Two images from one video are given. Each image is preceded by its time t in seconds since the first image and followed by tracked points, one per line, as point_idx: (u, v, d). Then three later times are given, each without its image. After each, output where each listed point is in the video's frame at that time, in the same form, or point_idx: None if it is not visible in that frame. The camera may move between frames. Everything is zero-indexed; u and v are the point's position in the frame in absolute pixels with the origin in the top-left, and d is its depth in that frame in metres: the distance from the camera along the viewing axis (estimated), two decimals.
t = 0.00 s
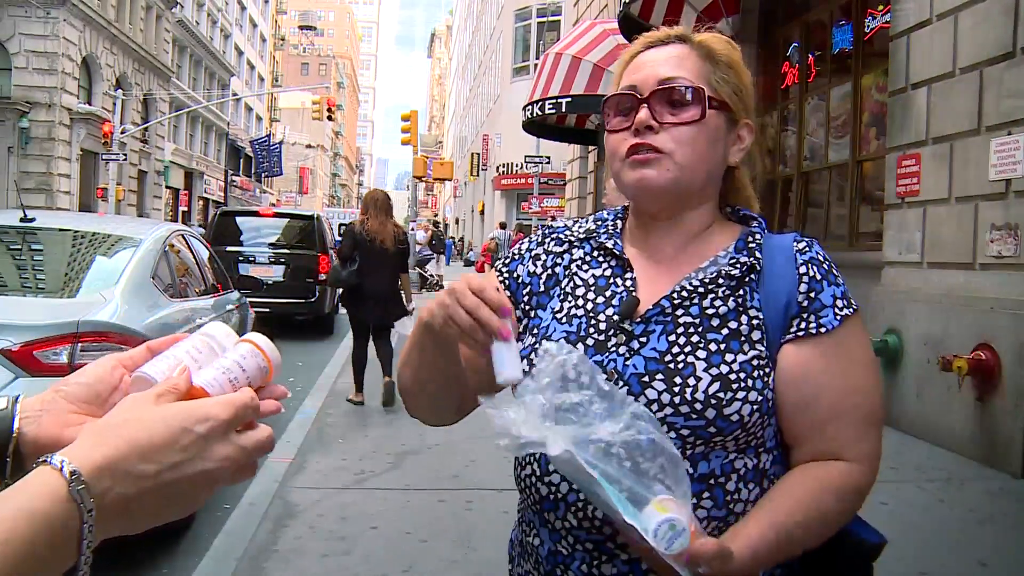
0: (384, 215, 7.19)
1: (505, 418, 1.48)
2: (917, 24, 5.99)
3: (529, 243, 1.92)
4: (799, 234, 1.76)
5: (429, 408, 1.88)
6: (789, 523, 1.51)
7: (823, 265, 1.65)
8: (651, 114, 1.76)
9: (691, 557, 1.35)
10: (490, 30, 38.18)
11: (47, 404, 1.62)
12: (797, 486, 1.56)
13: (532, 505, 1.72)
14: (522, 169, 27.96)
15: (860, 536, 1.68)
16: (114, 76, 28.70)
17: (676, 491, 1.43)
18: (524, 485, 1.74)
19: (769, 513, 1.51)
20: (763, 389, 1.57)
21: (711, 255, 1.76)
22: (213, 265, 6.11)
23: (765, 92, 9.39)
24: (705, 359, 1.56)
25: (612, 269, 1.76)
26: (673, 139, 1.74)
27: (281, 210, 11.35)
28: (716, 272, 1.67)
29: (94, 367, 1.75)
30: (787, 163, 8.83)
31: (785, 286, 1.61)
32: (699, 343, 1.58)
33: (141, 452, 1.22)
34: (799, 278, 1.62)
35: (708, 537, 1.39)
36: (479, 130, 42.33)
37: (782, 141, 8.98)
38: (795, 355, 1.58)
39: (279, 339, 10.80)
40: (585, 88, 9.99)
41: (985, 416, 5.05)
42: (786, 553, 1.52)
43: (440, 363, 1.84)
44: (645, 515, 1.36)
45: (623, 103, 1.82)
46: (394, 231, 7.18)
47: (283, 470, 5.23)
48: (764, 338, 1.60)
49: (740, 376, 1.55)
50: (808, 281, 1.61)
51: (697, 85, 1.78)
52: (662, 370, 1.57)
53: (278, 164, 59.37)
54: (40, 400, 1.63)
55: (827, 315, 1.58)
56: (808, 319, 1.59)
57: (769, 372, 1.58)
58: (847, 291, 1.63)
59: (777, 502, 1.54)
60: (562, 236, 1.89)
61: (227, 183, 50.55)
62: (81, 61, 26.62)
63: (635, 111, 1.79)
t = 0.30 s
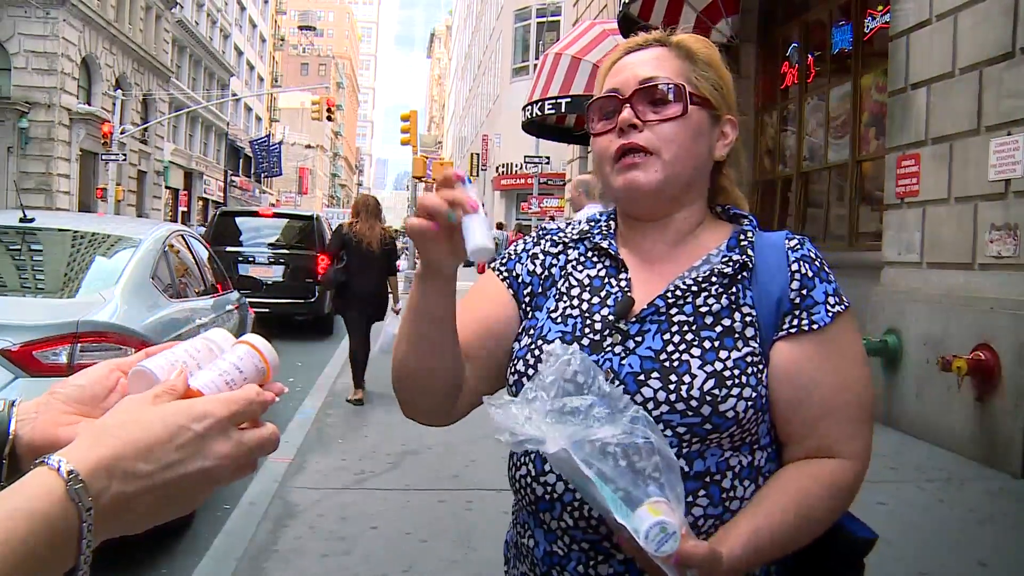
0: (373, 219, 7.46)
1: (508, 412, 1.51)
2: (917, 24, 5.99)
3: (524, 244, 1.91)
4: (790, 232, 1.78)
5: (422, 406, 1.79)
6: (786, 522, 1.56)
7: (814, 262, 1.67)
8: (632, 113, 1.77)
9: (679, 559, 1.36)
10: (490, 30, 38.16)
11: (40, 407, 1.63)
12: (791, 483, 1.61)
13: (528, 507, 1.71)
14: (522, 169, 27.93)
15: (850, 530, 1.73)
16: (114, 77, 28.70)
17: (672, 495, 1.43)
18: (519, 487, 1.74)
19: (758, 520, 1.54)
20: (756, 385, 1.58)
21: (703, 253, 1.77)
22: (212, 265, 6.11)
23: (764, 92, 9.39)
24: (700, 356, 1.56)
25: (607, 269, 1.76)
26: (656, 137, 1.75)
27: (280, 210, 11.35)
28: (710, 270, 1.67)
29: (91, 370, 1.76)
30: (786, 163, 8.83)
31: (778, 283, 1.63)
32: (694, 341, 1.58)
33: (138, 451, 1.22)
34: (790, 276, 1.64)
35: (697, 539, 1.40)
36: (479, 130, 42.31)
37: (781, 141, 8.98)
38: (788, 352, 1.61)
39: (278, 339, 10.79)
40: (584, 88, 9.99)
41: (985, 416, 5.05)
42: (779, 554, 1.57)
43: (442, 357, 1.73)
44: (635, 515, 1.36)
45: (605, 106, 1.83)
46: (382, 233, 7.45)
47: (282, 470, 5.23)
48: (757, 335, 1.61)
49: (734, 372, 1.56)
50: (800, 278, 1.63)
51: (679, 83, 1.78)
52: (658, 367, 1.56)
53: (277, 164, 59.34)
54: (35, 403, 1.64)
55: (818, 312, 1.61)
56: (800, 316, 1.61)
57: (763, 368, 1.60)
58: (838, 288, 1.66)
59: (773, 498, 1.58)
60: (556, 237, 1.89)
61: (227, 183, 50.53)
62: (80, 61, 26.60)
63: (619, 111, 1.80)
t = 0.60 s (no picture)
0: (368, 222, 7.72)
1: (527, 425, 1.49)
2: (917, 27, 5.99)
3: (521, 244, 1.91)
4: (787, 233, 1.78)
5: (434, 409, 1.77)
6: (787, 527, 1.57)
7: (812, 264, 1.68)
8: (631, 116, 1.77)
9: None
10: (490, 33, 38.18)
11: (46, 409, 1.63)
12: (791, 486, 1.62)
13: (528, 513, 1.70)
14: (522, 171, 27.95)
15: (849, 531, 1.74)
16: (114, 79, 28.73)
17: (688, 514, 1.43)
18: (519, 494, 1.73)
19: (767, 522, 1.55)
20: (758, 386, 1.58)
21: (703, 256, 1.77)
22: (212, 267, 6.11)
23: (764, 94, 9.39)
24: (703, 357, 1.57)
25: (607, 271, 1.76)
26: (655, 140, 1.76)
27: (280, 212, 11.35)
28: (709, 272, 1.67)
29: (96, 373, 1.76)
30: (786, 165, 8.83)
31: (777, 284, 1.64)
32: (696, 342, 1.58)
33: (144, 456, 1.21)
34: (789, 277, 1.65)
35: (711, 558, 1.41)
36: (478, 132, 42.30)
37: (780, 143, 8.98)
38: (787, 352, 1.61)
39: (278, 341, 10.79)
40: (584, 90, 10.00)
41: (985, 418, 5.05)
42: (783, 559, 1.57)
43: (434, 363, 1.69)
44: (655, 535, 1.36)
45: (603, 109, 1.83)
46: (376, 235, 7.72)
47: (282, 472, 5.22)
48: (757, 336, 1.61)
49: (736, 373, 1.56)
50: (798, 279, 1.64)
51: (676, 85, 1.79)
52: (661, 369, 1.56)
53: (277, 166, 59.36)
54: (40, 405, 1.64)
55: (817, 312, 1.61)
56: (799, 317, 1.62)
57: (763, 369, 1.60)
58: (835, 289, 1.67)
59: (776, 502, 1.59)
60: (553, 238, 1.89)
61: (227, 185, 50.56)
62: (80, 64, 26.64)
63: (617, 114, 1.80)
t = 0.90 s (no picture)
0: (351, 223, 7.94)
1: (532, 435, 1.52)
2: (917, 29, 6.00)
3: (516, 249, 1.90)
4: (785, 235, 1.78)
5: (434, 428, 1.77)
6: (792, 531, 1.57)
7: (811, 265, 1.68)
8: (623, 122, 1.77)
9: None
10: (490, 35, 38.21)
11: (54, 408, 1.63)
12: (796, 490, 1.62)
13: (528, 521, 1.70)
14: (522, 173, 27.97)
15: (853, 532, 1.74)
16: (114, 80, 28.76)
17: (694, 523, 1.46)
18: (519, 502, 1.72)
19: (773, 528, 1.56)
20: (760, 389, 1.58)
21: (701, 259, 1.77)
22: (212, 269, 6.10)
23: (764, 96, 9.40)
24: (705, 361, 1.56)
25: (605, 275, 1.76)
26: (648, 145, 1.76)
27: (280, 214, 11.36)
28: (709, 275, 1.67)
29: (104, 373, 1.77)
30: (785, 167, 8.83)
31: (777, 286, 1.64)
32: (697, 345, 1.58)
33: (150, 454, 1.21)
34: (789, 278, 1.64)
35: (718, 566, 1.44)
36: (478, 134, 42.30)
37: (780, 145, 8.98)
38: (788, 355, 1.61)
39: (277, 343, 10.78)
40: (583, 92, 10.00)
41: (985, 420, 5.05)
42: (789, 565, 1.57)
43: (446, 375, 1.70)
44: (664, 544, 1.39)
45: (595, 115, 1.83)
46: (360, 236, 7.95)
47: (282, 474, 5.22)
48: (758, 338, 1.61)
49: (739, 376, 1.56)
50: (799, 281, 1.64)
51: (666, 89, 1.79)
52: (663, 373, 1.56)
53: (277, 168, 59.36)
54: (49, 404, 1.64)
55: (818, 314, 1.62)
56: (800, 319, 1.61)
57: (764, 371, 1.60)
58: (835, 290, 1.67)
59: (780, 508, 1.59)
60: (549, 242, 1.89)
61: (227, 187, 50.60)
62: (81, 65, 26.66)
63: (609, 121, 1.80)
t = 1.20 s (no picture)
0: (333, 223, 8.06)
1: (519, 447, 1.52)
2: (916, 29, 6.00)
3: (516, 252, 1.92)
4: (783, 236, 1.77)
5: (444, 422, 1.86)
6: (791, 535, 1.58)
7: (807, 267, 1.67)
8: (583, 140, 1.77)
9: None
10: (490, 35, 38.22)
11: (58, 408, 1.63)
12: (795, 493, 1.62)
13: (524, 524, 1.71)
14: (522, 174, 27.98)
15: (855, 536, 1.73)
16: (114, 81, 28.76)
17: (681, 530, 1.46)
18: (515, 505, 1.73)
19: (771, 531, 1.57)
20: (754, 393, 1.58)
21: (698, 262, 1.77)
22: (212, 269, 6.10)
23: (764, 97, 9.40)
24: (697, 366, 1.56)
25: (601, 278, 1.76)
26: (610, 161, 1.75)
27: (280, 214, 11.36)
28: (703, 278, 1.67)
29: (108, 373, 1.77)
30: (785, 167, 8.83)
31: (770, 289, 1.63)
32: (690, 350, 1.58)
33: (155, 454, 1.21)
34: (785, 280, 1.64)
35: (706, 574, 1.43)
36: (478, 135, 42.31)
37: (780, 145, 8.98)
38: (782, 358, 1.61)
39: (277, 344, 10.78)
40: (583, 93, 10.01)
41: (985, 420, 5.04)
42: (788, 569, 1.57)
43: (474, 387, 1.80)
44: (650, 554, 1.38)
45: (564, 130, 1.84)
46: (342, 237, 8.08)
47: (282, 474, 5.21)
48: (752, 341, 1.61)
49: (732, 381, 1.56)
50: (794, 283, 1.63)
51: (622, 101, 1.75)
52: (655, 378, 1.56)
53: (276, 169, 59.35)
54: (52, 404, 1.64)
55: (813, 317, 1.61)
56: (794, 322, 1.61)
57: (758, 374, 1.60)
58: (831, 292, 1.66)
59: (778, 511, 1.60)
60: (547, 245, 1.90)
61: (227, 188, 50.62)
62: (80, 66, 26.67)
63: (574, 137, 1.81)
